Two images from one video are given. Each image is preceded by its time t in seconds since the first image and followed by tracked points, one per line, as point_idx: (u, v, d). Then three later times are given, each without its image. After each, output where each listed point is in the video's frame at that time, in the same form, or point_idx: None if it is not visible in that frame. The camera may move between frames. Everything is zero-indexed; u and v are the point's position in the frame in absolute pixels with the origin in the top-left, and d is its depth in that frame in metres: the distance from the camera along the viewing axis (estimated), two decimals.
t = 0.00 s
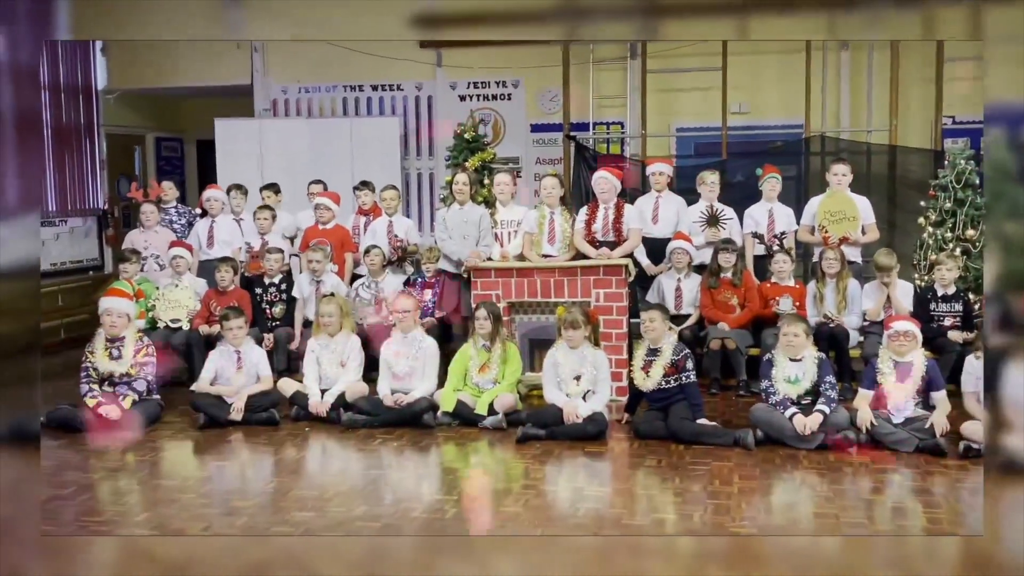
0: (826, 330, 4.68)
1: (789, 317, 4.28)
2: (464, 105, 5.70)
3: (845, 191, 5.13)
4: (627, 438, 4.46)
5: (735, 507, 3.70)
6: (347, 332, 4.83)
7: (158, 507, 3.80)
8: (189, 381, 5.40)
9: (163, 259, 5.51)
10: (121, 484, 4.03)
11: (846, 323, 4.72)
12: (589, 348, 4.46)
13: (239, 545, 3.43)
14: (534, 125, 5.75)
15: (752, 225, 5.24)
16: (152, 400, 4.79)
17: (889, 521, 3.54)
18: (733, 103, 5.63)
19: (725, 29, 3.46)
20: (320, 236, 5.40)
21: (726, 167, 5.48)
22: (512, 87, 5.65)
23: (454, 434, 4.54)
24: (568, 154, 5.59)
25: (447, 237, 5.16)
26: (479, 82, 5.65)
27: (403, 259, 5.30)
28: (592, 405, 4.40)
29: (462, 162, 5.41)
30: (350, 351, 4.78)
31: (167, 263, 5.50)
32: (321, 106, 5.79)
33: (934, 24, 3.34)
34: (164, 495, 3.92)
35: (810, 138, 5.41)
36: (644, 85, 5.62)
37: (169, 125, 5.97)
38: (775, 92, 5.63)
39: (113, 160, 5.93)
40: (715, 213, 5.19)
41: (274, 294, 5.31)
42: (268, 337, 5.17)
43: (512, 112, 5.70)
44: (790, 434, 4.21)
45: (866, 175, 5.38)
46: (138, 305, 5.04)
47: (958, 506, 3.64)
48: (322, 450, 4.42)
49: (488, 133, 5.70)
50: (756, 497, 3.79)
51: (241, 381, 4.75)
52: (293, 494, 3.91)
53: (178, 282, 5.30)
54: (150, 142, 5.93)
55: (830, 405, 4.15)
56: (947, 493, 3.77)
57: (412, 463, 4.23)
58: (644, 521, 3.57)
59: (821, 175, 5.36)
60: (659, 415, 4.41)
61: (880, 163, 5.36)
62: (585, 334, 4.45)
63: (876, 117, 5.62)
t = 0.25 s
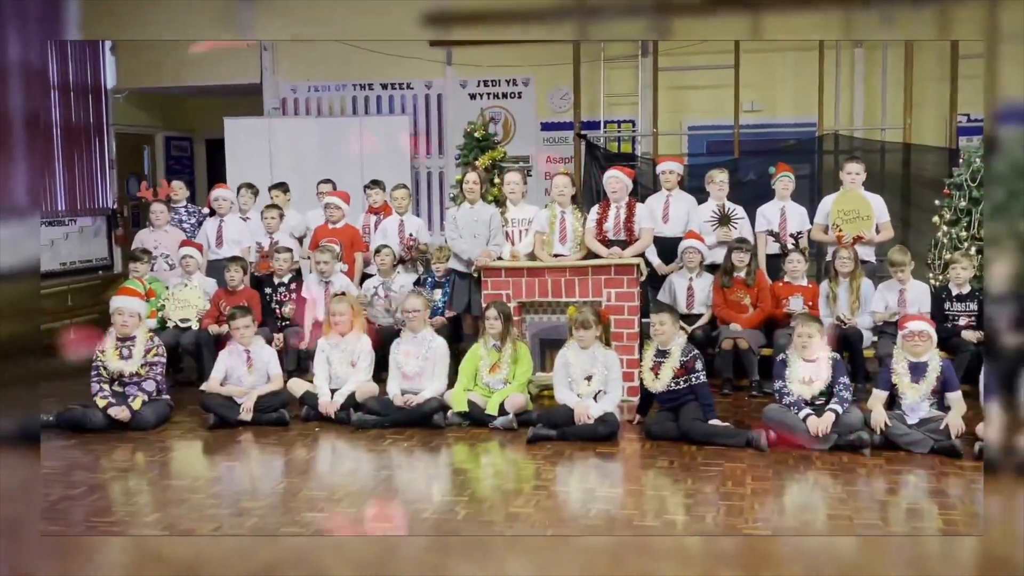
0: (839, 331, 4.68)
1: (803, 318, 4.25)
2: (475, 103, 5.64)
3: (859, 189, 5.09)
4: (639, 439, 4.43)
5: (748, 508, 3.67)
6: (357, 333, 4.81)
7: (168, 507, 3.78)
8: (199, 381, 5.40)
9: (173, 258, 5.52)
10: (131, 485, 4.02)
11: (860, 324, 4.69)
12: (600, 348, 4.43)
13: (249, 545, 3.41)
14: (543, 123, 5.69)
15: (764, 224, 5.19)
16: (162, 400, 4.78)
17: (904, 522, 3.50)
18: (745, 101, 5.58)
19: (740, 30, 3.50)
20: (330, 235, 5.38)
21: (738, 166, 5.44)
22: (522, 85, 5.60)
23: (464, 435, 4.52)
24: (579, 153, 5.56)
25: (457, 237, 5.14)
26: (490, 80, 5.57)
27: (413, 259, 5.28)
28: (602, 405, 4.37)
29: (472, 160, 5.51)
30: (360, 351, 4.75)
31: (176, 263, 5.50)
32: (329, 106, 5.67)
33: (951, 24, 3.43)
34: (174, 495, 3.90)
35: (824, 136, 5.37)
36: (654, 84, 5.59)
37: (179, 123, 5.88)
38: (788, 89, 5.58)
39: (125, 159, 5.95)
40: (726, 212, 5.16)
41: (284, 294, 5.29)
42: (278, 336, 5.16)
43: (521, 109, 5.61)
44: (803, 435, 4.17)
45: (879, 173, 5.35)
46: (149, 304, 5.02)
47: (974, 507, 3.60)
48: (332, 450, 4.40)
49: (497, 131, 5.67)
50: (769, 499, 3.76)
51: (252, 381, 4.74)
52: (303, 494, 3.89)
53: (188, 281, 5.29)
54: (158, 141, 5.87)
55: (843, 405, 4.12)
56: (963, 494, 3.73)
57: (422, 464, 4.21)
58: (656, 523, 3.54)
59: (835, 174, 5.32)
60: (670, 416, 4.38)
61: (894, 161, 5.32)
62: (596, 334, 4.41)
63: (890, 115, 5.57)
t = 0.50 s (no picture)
0: (850, 331, 4.65)
1: (816, 318, 4.24)
2: (483, 102, 5.64)
3: (870, 187, 5.04)
4: (648, 440, 4.40)
5: (758, 510, 3.63)
6: (364, 333, 4.78)
7: (174, 508, 3.76)
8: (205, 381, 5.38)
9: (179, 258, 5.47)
10: (137, 486, 3.99)
11: (871, 324, 4.68)
12: (609, 348, 4.40)
13: (254, 547, 3.38)
14: (551, 121, 5.63)
15: (774, 224, 5.15)
16: (169, 401, 4.74)
17: (917, 525, 3.45)
18: (755, 99, 5.55)
19: (750, 28, 3.44)
20: (336, 235, 5.33)
21: (747, 165, 5.40)
22: (530, 84, 5.56)
23: (472, 436, 4.49)
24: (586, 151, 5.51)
25: (465, 236, 5.09)
26: (496, 78, 5.60)
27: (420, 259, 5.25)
28: (611, 407, 4.34)
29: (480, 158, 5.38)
30: (367, 351, 4.74)
31: (182, 263, 5.47)
32: (338, 105, 5.73)
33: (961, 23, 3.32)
34: (180, 497, 3.88)
35: (835, 135, 5.33)
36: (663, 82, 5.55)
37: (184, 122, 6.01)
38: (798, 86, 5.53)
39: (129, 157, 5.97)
40: (733, 212, 5.13)
41: (290, 294, 5.27)
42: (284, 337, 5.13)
43: (528, 107, 5.57)
44: (815, 436, 4.14)
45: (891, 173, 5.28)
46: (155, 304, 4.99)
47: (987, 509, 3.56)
48: (338, 451, 4.37)
49: (504, 130, 5.56)
50: (779, 500, 3.72)
51: (254, 382, 4.71)
52: (309, 496, 3.86)
53: (194, 280, 5.26)
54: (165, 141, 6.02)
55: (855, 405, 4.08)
56: (975, 497, 3.69)
57: (429, 465, 4.18)
58: (666, 524, 3.51)
59: (846, 172, 5.30)
60: (680, 417, 4.35)
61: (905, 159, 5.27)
62: (605, 334, 4.39)
63: (901, 112, 5.52)
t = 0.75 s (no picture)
0: (858, 331, 4.64)
1: (825, 318, 4.21)
2: (486, 99, 5.53)
3: (879, 186, 5.02)
4: (654, 441, 4.36)
5: (765, 512, 3.59)
6: (366, 333, 4.75)
7: (176, 510, 3.72)
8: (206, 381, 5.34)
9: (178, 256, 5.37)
10: (138, 487, 3.96)
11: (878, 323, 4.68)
12: (614, 348, 4.37)
13: (256, 549, 3.34)
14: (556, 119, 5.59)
15: (779, 223, 5.13)
16: (171, 402, 4.70)
17: (927, 527, 3.41)
18: (762, 96, 5.45)
19: (756, 24, 3.33)
20: (337, 235, 5.30)
21: (754, 163, 5.37)
22: (534, 81, 5.45)
23: (476, 437, 4.45)
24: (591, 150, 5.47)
25: (469, 236, 5.06)
26: (499, 76, 5.40)
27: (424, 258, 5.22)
28: (617, 408, 4.30)
29: (484, 158, 5.36)
30: (370, 352, 4.71)
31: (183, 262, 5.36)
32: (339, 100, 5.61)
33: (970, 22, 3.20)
34: (182, 498, 3.84)
35: (842, 132, 5.31)
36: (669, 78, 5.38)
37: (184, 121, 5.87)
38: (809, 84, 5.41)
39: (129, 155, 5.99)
40: (738, 209, 5.12)
41: (293, 294, 5.23)
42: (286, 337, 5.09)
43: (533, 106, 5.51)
44: (822, 437, 4.10)
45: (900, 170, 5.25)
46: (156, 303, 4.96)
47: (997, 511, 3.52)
48: (341, 452, 4.33)
49: (509, 128, 5.50)
50: (787, 502, 3.68)
51: (258, 382, 4.68)
52: (311, 498, 3.82)
53: (195, 280, 5.21)
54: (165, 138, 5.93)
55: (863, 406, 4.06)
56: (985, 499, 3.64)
57: (433, 467, 4.13)
58: (672, 527, 3.46)
59: (853, 170, 5.27)
60: (686, 417, 4.31)
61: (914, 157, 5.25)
62: (610, 334, 4.36)
63: (910, 110, 5.36)
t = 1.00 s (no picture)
0: (864, 330, 4.64)
1: (831, 317, 4.19)
2: (486, 95, 5.59)
3: (885, 184, 4.95)
4: (656, 443, 4.30)
5: (770, 514, 3.53)
6: (364, 333, 4.70)
7: (171, 512, 3.66)
8: (202, 382, 5.27)
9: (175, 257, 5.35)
10: (133, 490, 3.89)
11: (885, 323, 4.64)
12: (615, 348, 4.31)
13: (251, 552, 3.27)
14: (556, 116, 5.58)
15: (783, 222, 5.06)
16: (166, 404, 4.66)
17: (934, 529, 3.35)
18: (767, 93, 5.44)
19: (757, 24, 3.09)
20: (335, 233, 5.24)
21: (758, 161, 5.25)
22: (535, 77, 5.50)
23: (476, 438, 4.38)
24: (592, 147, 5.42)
25: (469, 234, 4.97)
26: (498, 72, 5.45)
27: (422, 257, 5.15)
28: (618, 409, 4.26)
29: (483, 155, 5.30)
30: (368, 352, 4.65)
31: (178, 261, 5.34)
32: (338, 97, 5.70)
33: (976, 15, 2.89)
34: (177, 501, 3.78)
35: (847, 129, 5.20)
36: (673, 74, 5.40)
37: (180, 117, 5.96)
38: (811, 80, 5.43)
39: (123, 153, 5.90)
40: (743, 208, 5.01)
41: (290, 294, 5.18)
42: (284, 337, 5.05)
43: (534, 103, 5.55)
44: (827, 438, 4.06)
45: (905, 167, 5.17)
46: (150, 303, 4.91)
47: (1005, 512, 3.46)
48: (339, 454, 4.27)
49: (510, 125, 5.58)
50: (792, 504, 3.62)
51: (258, 381, 4.63)
52: (308, 500, 3.76)
53: (190, 280, 5.14)
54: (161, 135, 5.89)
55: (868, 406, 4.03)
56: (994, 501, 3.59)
57: (432, 468, 4.07)
58: (675, 529, 3.40)
59: (859, 167, 5.18)
60: (689, 418, 4.27)
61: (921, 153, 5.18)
62: (612, 334, 4.31)
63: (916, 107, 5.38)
